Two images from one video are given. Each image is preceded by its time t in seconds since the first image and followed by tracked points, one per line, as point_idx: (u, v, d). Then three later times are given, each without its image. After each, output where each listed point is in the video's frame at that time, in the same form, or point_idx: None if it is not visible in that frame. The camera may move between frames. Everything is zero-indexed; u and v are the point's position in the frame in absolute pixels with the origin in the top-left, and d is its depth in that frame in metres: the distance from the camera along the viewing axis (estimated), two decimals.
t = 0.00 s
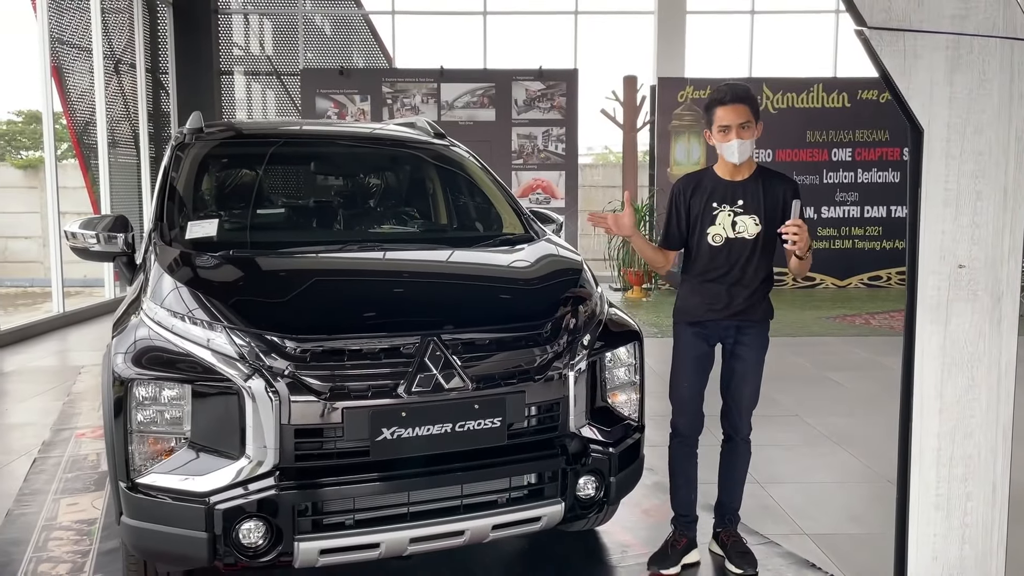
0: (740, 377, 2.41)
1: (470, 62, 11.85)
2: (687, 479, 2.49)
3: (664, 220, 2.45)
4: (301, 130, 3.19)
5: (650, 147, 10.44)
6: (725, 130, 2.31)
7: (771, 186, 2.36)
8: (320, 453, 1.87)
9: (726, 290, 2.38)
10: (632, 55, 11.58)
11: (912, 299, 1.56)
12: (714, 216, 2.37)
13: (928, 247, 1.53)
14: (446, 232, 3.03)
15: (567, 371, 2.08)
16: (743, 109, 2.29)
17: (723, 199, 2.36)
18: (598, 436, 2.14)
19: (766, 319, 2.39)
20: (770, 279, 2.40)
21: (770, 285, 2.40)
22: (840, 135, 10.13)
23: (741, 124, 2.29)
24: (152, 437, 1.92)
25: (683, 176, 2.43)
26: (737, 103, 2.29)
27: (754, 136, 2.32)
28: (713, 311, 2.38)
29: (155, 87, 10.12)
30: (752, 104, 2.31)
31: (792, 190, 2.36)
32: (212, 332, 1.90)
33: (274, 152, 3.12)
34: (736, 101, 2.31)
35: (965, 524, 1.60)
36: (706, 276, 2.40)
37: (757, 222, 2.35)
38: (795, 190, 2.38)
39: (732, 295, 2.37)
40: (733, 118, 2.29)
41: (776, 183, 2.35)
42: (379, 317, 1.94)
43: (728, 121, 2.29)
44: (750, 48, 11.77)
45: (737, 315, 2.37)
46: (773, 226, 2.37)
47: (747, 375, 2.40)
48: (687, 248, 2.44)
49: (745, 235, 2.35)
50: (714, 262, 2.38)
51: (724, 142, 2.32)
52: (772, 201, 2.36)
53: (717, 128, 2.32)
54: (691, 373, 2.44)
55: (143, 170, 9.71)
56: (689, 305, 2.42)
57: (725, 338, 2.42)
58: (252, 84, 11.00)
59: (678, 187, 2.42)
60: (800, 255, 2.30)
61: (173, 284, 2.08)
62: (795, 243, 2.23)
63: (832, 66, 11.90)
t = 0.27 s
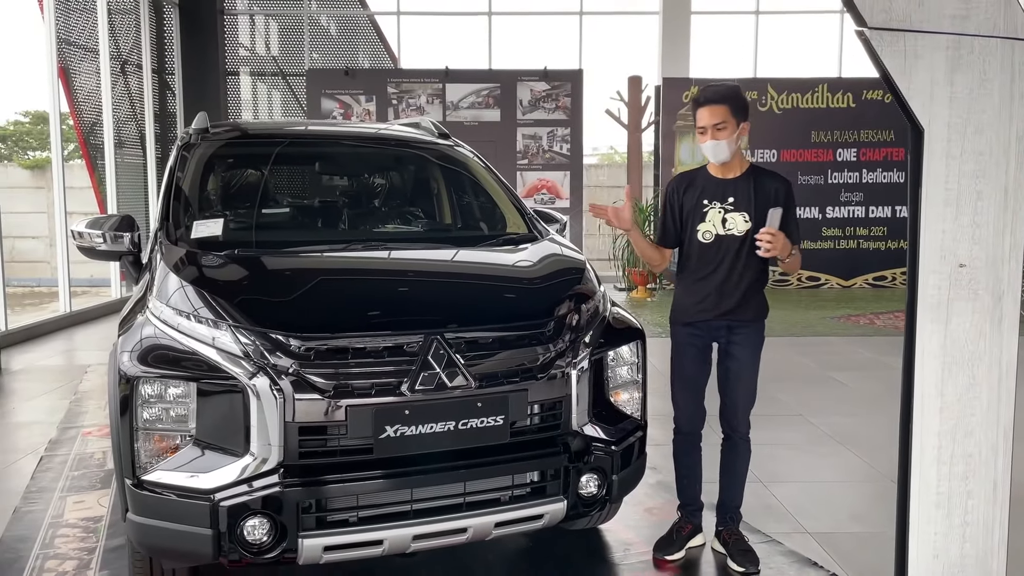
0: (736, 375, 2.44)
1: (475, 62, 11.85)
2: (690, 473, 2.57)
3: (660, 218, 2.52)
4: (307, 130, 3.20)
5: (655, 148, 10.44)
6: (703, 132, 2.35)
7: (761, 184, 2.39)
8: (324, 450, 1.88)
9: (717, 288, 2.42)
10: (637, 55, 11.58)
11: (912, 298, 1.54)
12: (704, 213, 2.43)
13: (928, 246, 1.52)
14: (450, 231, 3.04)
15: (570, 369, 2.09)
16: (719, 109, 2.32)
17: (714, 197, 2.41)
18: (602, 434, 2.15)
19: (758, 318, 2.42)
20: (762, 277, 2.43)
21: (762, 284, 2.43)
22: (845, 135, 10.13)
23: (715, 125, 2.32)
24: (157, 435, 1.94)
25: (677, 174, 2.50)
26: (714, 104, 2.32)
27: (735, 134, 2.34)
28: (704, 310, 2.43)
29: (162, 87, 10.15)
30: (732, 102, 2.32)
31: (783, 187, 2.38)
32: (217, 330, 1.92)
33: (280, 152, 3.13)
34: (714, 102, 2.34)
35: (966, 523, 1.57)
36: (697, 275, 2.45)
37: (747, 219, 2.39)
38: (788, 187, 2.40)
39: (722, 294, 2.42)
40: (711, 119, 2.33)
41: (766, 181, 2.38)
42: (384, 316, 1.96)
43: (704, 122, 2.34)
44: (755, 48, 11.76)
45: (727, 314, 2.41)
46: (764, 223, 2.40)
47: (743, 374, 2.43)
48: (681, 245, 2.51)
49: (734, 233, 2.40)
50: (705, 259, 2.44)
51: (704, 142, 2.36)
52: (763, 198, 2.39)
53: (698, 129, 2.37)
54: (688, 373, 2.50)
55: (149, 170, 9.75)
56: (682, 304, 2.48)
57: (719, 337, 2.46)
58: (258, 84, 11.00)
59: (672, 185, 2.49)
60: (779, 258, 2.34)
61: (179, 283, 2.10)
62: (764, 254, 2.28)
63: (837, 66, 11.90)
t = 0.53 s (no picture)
0: (729, 373, 2.44)
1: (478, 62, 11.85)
2: (690, 470, 2.58)
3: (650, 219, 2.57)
4: (310, 130, 3.21)
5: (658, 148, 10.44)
6: (688, 130, 2.37)
7: (746, 183, 2.39)
8: (326, 448, 1.89)
9: (704, 287, 2.44)
10: (640, 55, 11.57)
11: (913, 297, 1.53)
12: (690, 212, 2.46)
13: (930, 245, 1.51)
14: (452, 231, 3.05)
15: (571, 369, 2.10)
16: (705, 109, 2.33)
17: (699, 196, 2.44)
18: (602, 433, 2.16)
19: (747, 316, 2.44)
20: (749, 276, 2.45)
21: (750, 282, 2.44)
22: (849, 135, 10.12)
23: (700, 123, 2.33)
24: (160, 434, 1.94)
25: (666, 175, 2.54)
26: (699, 103, 2.34)
27: (720, 134, 2.35)
28: (692, 309, 2.46)
29: (165, 87, 10.18)
30: (716, 102, 2.34)
31: (768, 185, 2.38)
32: (220, 329, 1.92)
33: (283, 152, 3.15)
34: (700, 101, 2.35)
35: (967, 523, 1.57)
36: (685, 274, 2.48)
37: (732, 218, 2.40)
38: (774, 186, 2.39)
39: (710, 293, 2.43)
40: (696, 118, 2.34)
41: (750, 179, 2.38)
42: (386, 315, 1.96)
43: (690, 120, 2.35)
44: (758, 48, 11.76)
45: (715, 313, 2.43)
46: (749, 222, 2.40)
47: (737, 373, 2.43)
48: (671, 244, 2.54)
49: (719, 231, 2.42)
50: (692, 259, 2.46)
51: (688, 141, 2.38)
52: (748, 197, 2.39)
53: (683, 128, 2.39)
54: (683, 371, 2.52)
55: (153, 170, 9.78)
56: (671, 304, 2.51)
57: (710, 335, 2.48)
58: (262, 84, 11.07)
59: (660, 185, 2.53)
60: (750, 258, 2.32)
61: (182, 282, 2.11)
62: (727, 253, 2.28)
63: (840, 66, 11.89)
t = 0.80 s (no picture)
0: (724, 371, 2.44)
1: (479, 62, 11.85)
2: (688, 469, 2.58)
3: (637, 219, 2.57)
4: (311, 130, 3.21)
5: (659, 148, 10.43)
6: (679, 127, 2.37)
7: (731, 183, 2.40)
8: (326, 448, 1.89)
9: (693, 287, 2.44)
10: (641, 55, 11.56)
11: (913, 297, 1.53)
12: (676, 213, 2.46)
13: (930, 245, 1.51)
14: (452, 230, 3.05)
15: (570, 369, 2.10)
16: (696, 107, 2.35)
17: (685, 196, 2.44)
18: (602, 433, 2.15)
19: (737, 314, 2.45)
20: (736, 276, 2.45)
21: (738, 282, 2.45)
22: (850, 135, 10.12)
23: (692, 121, 2.34)
24: (160, 433, 1.94)
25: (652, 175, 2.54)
26: (691, 101, 2.35)
27: (710, 132, 2.36)
28: (682, 310, 2.46)
29: (167, 88, 10.19)
30: (707, 101, 2.36)
31: (753, 185, 2.39)
32: (220, 328, 1.92)
33: (285, 151, 3.15)
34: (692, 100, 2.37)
35: (967, 523, 1.56)
36: (673, 274, 2.48)
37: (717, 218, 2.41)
38: (758, 185, 2.40)
39: (699, 293, 2.44)
40: (688, 116, 2.35)
41: (735, 179, 2.39)
42: (386, 314, 1.96)
43: (681, 119, 2.36)
44: (760, 47, 11.74)
45: (704, 313, 2.43)
46: (734, 222, 2.41)
47: (730, 372, 2.43)
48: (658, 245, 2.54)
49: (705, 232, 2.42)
50: (680, 259, 2.47)
51: (678, 138, 2.38)
52: (734, 197, 2.40)
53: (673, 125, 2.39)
54: (678, 371, 2.53)
55: (155, 170, 9.79)
56: (661, 305, 2.51)
57: (700, 336, 2.48)
58: (264, 84, 11.08)
59: (646, 185, 2.53)
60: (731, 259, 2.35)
61: (182, 282, 2.11)
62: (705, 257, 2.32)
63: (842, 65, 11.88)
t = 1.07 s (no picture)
0: (721, 370, 2.44)
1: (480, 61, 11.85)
2: (687, 470, 2.58)
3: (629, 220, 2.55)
4: (312, 129, 3.21)
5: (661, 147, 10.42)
6: (673, 129, 2.35)
7: (724, 183, 2.40)
8: (326, 448, 1.89)
9: (689, 288, 2.44)
10: (642, 54, 11.55)
11: (913, 297, 1.52)
12: (670, 213, 2.45)
13: (931, 245, 1.50)
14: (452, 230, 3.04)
15: (569, 369, 2.09)
16: (690, 109, 2.33)
17: (679, 197, 2.43)
18: (601, 433, 2.15)
19: (732, 312, 2.45)
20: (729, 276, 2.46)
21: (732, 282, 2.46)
22: (852, 134, 10.10)
23: (687, 123, 2.33)
24: (160, 432, 1.94)
25: (644, 175, 2.52)
26: (685, 103, 2.34)
27: (704, 134, 2.35)
28: (679, 310, 2.46)
29: (168, 87, 10.20)
30: (700, 103, 2.34)
31: (746, 185, 2.40)
32: (220, 328, 1.92)
33: (285, 151, 3.16)
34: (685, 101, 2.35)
35: (968, 523, 1.56)
36: (668, 275, 2.48)
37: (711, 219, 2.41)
38: (751, 186, 2.41)
39: (695, 293, 2.44)
40: (682, 118, 2.34)
41: (728, 180, 2.39)
42: (386, 314, 1.96)
43: (675, 120, 2.34)
44: (761, 47, 11.73)
45: (700, 313, 2.44)
46: (727, 223, 2.42)
47: (728, 371, 2.43)
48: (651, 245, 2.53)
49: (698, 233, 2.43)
50: (674, 260, 2.46)
51: (672, 140, 2.36)
52: (726, 198, 2.41)
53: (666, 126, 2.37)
54: (674, 372, 2.53)
55: (156, 169, 9.80)
56: (657, 306, 2.51)
57: (696, 336, 2.48)
58: (265, 83, 11.09)
59: (638, 185, 2.52)
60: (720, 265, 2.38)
61: (182, 281, 2.10)
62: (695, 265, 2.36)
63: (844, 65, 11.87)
